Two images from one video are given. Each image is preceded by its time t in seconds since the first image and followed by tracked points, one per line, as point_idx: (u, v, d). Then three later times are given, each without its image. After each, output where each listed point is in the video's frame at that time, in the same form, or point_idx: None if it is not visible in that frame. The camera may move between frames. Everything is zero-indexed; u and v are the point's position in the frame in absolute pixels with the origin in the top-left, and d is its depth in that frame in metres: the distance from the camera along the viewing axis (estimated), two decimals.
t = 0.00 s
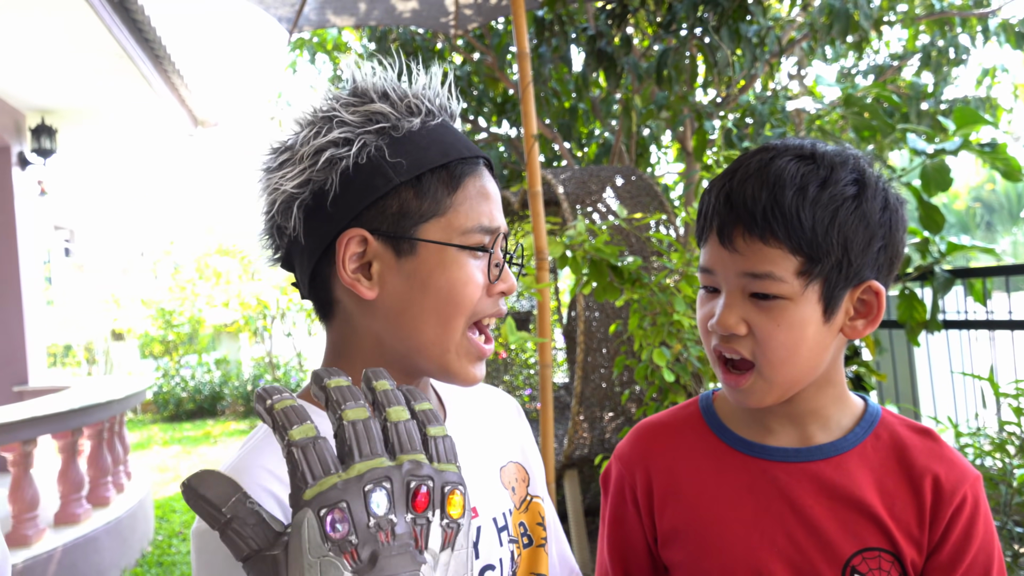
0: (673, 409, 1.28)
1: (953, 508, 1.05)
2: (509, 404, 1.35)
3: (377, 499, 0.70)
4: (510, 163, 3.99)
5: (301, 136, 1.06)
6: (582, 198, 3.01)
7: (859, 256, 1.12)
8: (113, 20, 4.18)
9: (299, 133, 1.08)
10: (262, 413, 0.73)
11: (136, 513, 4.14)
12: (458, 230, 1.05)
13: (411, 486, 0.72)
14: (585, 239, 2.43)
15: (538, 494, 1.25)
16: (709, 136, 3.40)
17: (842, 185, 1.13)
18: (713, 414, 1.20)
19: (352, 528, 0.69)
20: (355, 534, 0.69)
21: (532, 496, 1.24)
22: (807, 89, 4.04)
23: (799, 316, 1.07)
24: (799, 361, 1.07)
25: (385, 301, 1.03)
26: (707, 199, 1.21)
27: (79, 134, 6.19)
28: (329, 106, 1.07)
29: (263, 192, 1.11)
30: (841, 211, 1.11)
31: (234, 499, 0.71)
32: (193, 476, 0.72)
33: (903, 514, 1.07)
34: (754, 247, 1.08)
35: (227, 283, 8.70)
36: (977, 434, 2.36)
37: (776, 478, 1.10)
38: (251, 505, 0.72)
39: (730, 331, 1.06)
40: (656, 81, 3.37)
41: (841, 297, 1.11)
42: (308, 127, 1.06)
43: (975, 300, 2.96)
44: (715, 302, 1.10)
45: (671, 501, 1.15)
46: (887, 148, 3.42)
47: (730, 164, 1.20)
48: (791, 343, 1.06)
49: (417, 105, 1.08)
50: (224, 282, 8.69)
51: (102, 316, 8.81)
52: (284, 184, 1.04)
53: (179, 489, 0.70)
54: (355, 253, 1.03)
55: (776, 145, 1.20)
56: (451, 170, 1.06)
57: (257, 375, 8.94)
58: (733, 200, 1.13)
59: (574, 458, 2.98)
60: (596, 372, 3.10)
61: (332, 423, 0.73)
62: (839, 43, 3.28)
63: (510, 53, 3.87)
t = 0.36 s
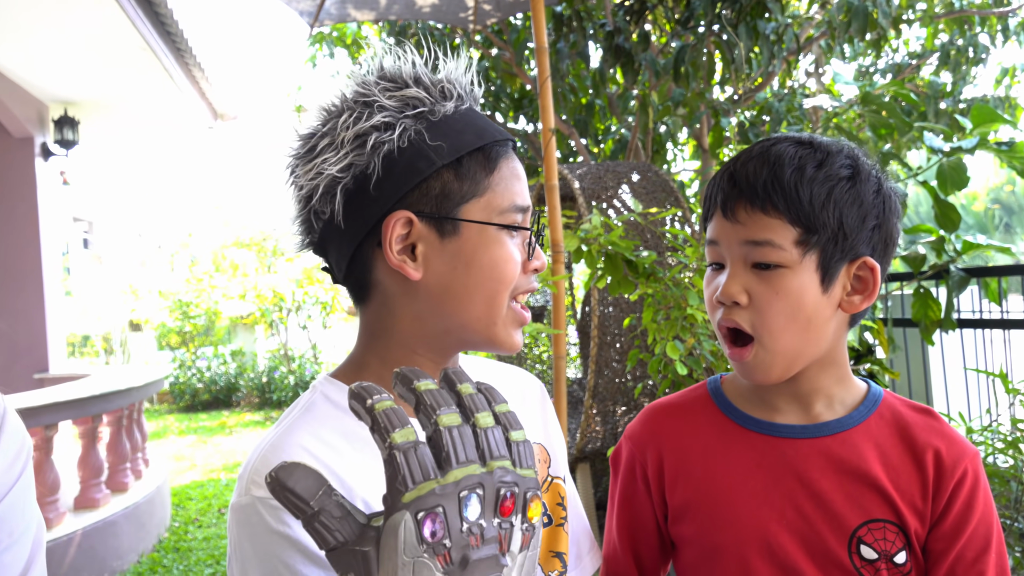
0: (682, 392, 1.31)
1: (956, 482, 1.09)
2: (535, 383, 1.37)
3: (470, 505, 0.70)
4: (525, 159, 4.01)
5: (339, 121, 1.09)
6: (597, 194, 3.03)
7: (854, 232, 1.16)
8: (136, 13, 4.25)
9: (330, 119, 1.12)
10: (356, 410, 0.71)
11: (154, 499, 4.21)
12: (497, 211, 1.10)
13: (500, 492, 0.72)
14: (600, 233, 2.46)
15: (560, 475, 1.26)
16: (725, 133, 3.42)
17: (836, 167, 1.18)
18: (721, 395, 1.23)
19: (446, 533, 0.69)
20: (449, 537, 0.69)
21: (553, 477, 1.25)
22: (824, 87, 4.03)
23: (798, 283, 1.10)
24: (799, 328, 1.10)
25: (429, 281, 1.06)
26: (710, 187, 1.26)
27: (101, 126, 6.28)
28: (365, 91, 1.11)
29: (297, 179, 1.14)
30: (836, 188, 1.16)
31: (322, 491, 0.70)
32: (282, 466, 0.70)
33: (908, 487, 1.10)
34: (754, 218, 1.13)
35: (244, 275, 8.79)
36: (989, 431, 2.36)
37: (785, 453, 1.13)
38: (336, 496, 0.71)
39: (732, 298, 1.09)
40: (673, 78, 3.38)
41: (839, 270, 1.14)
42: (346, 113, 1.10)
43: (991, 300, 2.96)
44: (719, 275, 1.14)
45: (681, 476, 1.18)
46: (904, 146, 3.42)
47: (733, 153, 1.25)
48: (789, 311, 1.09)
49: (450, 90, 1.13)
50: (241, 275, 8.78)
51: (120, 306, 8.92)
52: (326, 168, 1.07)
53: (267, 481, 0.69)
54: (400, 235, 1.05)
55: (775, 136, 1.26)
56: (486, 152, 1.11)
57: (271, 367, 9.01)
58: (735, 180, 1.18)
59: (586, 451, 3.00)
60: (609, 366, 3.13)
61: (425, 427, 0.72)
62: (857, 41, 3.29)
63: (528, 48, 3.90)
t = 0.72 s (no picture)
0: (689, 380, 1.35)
1: (954, 475, 1.13)
2: (544, 371, 1.41)
3: (488, 460, 0.71)
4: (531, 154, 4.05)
5: (366, 109, 1.12)
6: (602, 191, 3.06)
7: (859, 216, 1.20)
8: None
9: (355, 106, 1.15)
10: (377, 375, 0.73)
11: (154, 483, 4.24)
12: (516, 198, 1.14)
13: (514, 449, 0.73)
14: (604, 230, 2.49)
15: (563, 457, 1.28)
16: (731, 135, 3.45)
17: (839, 157, 1.22)
18: (728, 384, 1.27)
19: (466, 486, 0.70)
20: (468, 491, 0.70)
21: (556, 458, 1.27)
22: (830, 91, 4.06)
23: (810, 268, 1.13)
24: (809, 311, 1.13)
25: (451, 264, 1.09)
26: (718, 180, 1.30)
27: (109, 112, 6.32)
28: (391, 80, 1.13)
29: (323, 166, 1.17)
30: (841, 177, 1.20)
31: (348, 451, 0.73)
32: (306, 428, 0.72)
33: (908, 477, 1.14)
34: (766, 206, 1.17)
35: (247, 264, 8.86)
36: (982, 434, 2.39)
37: (790, 441, 1.17)
38: (358, 457, 0.73)
39: (745, 284, 1.13)
40: (680, 78, 3.41)
41: (846, 255, 1.17)
42: (372, 102, 1.13)
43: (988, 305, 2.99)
44: (731, 264, 1.17)
45: (688, 461, 1.22)
46: (907, 152, 3.45)
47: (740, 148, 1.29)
48: (801, 293, 1.12)
49: (470, 82, 1.16)
50: (244, 264, 8.84)
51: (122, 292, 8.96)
52: (355, 152, 1.10)
53: (295, 442, 0.71)
54: (424, 219, 1.09)
55: (778, 131, 1.30)
56: (506, 142, 1.14)
57: (271, 357, 9.04)
58: (744, 171, 1.22)
59: (584, 446, 3.03)
60: (608, 363, 3.16)
61: (443, 389, 0.74)
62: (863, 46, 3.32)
63: (536, 45, 3.93)
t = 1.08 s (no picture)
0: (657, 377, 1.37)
1: (910, 468, 1.17)
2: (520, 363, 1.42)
3: (463, 445, 0.75)
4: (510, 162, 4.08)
5: (344, 110, 1.15)
6: (580, 199, 3.09)
7: (819, 224, 1.24)
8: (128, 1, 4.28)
9: (334, 110, 1.17)
10: (354, 366, 0.76)
11: (127, 487, 4.18)
12: (490, 192, 1.15)
13: (489, 434, 0.77)
14: (581, 236, 2.53)
15: (538, 447, 1.29)
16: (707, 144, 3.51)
17: (799, 165, 1.26)
18: (693, 382, 1.29)
19: (444, 468, 0.73)
20: (446, 473, 0.74)
21: (532, 448, 1.28)
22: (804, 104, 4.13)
23: (771, 279, 1.17)
24: (772, 319, 1.17)
25: (426, 257, 1.11)
26: (682, 187, 1.33)
27: (85, 115, 6.27)
28: (368, 82, 1.16)
29: (303, 164, 1.19)
30: (801, 186, 1.24)
31: (332, 437, 0.76)
32: (294, 416, 0.76)
33: (867, 471, 1.18)
34: (728, 218, 1.20)
35: (224, 269, 8.79)
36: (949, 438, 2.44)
37: (755, 439, 1.20)
38: (344, 444, 0.77)
39: (710, 295, 1.16)
40: (657, 88, 3.46)
41: (806, 263, 1.22)
42: (350, 103, 1.15)
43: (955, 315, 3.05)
44: (696, 274, 1.20)
45: (657, 458, 1.25)
46: (878, 165, 3.52)
47: (702, 155, 1.33)
48: (764, 301, 1.16)
49: (446, 83, 1.18)
50: (220, 268, 8.78)
51: (96, 296, 8.81)
52: (333, 151, 1.12)
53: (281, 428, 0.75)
54: (401, 214, 1.11)
55: (739, 138, 1.33)
56: (480, 139, 1.16)
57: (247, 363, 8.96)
58: (707, 182, 1.25)
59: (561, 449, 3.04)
60: (585, 368, 3.18)
61: (420, 375, 0.77)
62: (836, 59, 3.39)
63: (516, 53, 3.97)
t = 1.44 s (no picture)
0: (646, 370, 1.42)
1: (883, 455, 1.21)
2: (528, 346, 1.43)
3: (454, 410, 0.79)
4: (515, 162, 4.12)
5: (349, 103, 1.20)
6: (584, 199, 3.13)
7: (796, 215, 1.28)
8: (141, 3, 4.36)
9: (339, 101, 1.22)
10: (361, 333, 0.81)
11: (136, 481, 4.24)
12: (485, 180, 1.19)
13: (480, 401, 0.81)
14: (585, 234, 2.57)
15: (548, 423, 1.34)
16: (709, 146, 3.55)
17: (779, 159, 1.30)
18: (677, 374, 1.34)
19: (435, 432, 0.78)
20: (436, 436, 0.79)
21: (542, 424, 1.33)
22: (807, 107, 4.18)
23: (747, 261, 1.22)
24: (747, 302, 1.22)
25: (423, 242, 1.16)
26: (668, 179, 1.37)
27: (95, 114, 6.34)
28: (371, 77, 1.20)
29: (313, 152, 1.25)
30: (779, 177, 1.28)
31: (339, 395, 0.81)
32: (306, 371, 0.81)
33: (841, 459, 1.22)
34: (707, 205, 1.25)
35: (229, 268, 8.86)
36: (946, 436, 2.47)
37: (733, 428, 1.25)
38: (350, 402, 0.81)
39: (688, 276, 1.22)
40: (661, 90, 3.50)
41: (783, 252, 1.27)
42: (354, 96, 1.20)
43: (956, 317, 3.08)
44: (677, 257, 1.26)
45: (640, 449, 1.30)
46: (880, 168, 3.55)
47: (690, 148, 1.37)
48: (739, 284, 1.21)
49: (447, 77, 1.22)
50: (226, 267, 8.85)
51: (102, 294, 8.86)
52: (336, 142, 1.18)
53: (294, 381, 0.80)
54: (399, 202, 1.16)
55: (723, 133, 1.37)
56: (477, 131, 1.20)
57: (252, 361, 8.99)
58: (689, 171, 1.30)
59: (564, 444, 3.09)
60: (588, 366, 3.21)
61: (418, 346, 0.81)
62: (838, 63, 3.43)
63: (521, 56, 4.01)
